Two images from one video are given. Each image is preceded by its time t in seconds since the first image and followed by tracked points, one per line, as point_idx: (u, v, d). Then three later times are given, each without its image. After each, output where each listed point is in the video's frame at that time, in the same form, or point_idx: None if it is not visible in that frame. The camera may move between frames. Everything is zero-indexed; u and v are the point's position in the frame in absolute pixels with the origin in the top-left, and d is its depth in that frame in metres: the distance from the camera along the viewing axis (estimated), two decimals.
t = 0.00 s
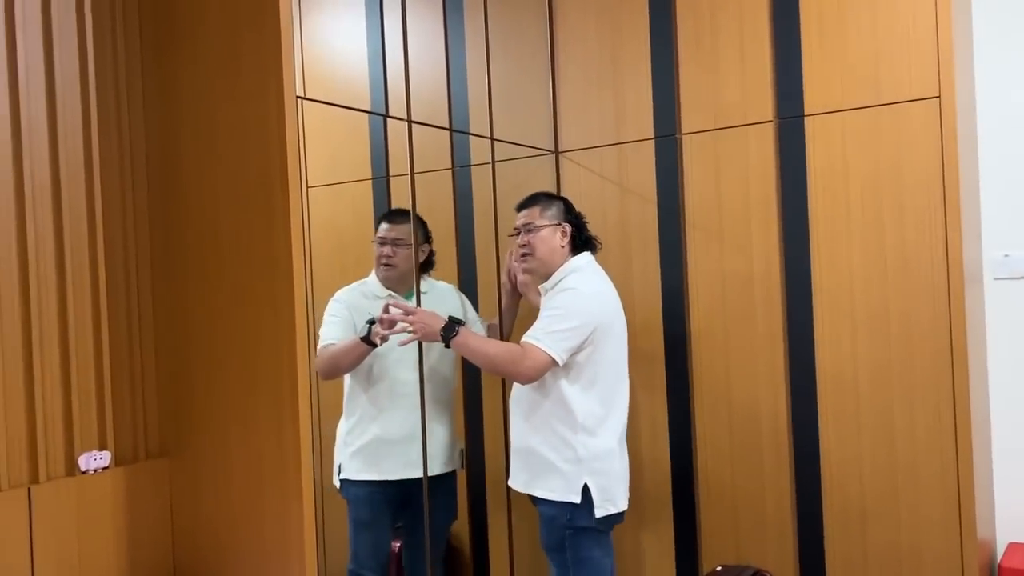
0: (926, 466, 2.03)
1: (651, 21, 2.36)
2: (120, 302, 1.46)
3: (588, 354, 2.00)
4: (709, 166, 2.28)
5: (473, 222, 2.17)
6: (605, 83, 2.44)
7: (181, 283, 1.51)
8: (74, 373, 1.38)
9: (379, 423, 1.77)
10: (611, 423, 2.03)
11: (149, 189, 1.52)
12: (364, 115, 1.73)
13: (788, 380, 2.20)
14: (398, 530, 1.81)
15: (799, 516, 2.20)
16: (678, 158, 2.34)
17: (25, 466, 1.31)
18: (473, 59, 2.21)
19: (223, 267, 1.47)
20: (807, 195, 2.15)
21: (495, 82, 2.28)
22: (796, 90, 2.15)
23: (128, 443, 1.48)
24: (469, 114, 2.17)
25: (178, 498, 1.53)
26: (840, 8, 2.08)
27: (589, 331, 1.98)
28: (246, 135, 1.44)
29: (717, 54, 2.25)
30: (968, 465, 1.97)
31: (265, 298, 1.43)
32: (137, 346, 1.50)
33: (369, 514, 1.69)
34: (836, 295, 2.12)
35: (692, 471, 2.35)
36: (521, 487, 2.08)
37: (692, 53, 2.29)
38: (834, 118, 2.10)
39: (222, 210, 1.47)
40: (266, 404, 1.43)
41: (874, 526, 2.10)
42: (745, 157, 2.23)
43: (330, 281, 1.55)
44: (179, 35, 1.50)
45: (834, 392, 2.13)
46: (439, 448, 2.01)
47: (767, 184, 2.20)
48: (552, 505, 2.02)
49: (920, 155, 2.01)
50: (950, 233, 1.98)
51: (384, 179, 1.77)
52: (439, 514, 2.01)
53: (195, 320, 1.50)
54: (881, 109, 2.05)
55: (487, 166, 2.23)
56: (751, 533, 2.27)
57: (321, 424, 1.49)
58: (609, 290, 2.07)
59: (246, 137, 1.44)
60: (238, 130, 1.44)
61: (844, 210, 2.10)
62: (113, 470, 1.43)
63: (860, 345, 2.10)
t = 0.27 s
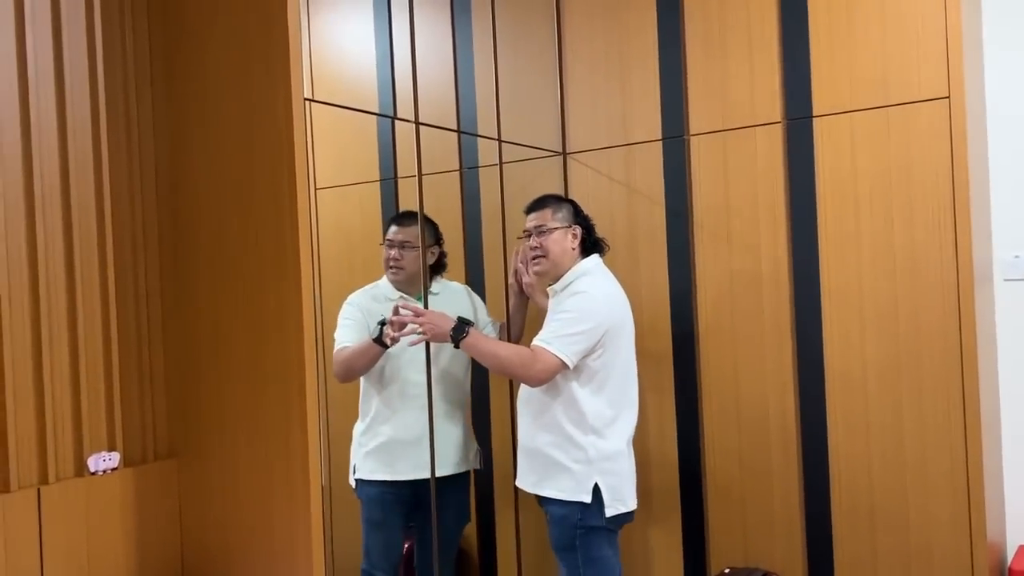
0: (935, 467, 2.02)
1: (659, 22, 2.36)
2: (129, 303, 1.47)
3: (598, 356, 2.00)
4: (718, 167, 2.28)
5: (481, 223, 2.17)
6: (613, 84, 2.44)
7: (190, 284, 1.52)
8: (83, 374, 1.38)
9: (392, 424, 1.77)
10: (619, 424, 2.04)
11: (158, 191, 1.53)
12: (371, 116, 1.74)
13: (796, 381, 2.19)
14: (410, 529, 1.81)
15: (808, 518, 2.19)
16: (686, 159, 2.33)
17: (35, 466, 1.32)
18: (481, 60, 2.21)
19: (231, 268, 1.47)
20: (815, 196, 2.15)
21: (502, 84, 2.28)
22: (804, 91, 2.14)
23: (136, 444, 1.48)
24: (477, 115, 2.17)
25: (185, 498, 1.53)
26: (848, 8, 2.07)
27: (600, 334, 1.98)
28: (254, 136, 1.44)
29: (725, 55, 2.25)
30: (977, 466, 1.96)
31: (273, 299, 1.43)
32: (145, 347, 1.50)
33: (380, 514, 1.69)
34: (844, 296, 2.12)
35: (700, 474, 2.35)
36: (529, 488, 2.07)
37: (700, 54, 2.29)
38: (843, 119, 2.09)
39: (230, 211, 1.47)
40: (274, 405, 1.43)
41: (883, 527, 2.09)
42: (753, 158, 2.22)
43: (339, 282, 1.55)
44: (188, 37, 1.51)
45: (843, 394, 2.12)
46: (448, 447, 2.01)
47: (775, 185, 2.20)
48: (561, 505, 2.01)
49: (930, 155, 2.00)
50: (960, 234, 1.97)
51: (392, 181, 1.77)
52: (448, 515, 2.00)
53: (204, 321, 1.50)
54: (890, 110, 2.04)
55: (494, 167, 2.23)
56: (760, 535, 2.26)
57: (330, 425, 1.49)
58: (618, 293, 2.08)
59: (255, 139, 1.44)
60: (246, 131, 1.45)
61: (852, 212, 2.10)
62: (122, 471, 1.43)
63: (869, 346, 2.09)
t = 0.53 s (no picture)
0: (939, 468, 2.02)
1: (662, 23, 2.36)
2: (133, 303, 1.48)
3: (602, 356, 2.01)
4: (721, 167, 2.28)
5: (485, 224, 2.18)
6: (617, 85, 2.44)
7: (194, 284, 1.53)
8: (87, 374, 1.39)
9: (397, 423, 1.77)
10: (623, 424, 2.04)
11: (162, 192, 1.53)
12: (376, 117, 1.74)
13: (800, 382, 2.19)
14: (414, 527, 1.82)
15: (811, 519, 2.19)
16: (690, 160, 2.33)
17: (39, 466, 1.33)
18: (485, 61, 2.21)
19: (234, 269, 1.48)
20: (819, 196, 2.14)
21: (506, 84, 2.29)
22: (808, 92, 2.14)
23: (141, 443, 1.49)
24: (481, 116, 2.18)
25: (190, 497, 1.54)
26: (853, 8, 2.07)
27: (604, 334, 1.99)
28: (258, 138, 1.45)
29: (729, 55, 2.25)
30: (981, 467, 1.96)
31: (277, 300, 1.43)
32: (150, 347, 1.51)
33: (384, 514, 1.69)
34: (848, 296, 2.11)
35: (704, 474, 2.35)
36: (533, 488, 2.07)
37: (704, 54, 2.29)
38: (847, 119, 2.09)
39: (235, 212, 1.48)
40: (278, 405, 1.44)
41: (887, 528, 2.08)
42: (757, 158, 2.22)
43: (343, 282, 1.55)
44: (192, 38, 1.52)
45: (847, 395, 2.12)
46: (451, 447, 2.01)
47: (779, 185, 2.20)
48: (566, 506, 2.02)
49: (934, 156, 2.00)
50: (964, 235, 1.96)
51: (396, 181, 1.78)
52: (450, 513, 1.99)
53: (208, 322, 1.51)
54: (894, 110, 2.04)
55: (498, 168, 2.24)
56: (764, 535, 2.26)
57: (333, 426, 1.49)
58: (622, 293, 2.08)
59: (258, 140, 1.45)
60: (250, 132, 1.45)
61: (856, 212, 2.09)
62: (126, 470, 1.44)
63: (873, 346, 2.09)
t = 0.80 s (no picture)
0: (941, 468, 2.02)
1: (666, 22, 2.36)
2: (137, 303, 1.48)
3: (604, 354, 2.01)
4: (724, 167, 2.28)
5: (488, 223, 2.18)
6: (620, 84, 2.45)
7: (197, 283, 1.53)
8: (90, 372, 1.40)
9: (398, 421, 1.78)
10: (625, 423, 2.05)
11: (166, 191, 1.54)
12: (379, 116, 1.74)
13: (802, 381, 2.19)
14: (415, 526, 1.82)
15: (813, 519, 2.19)
16: (692, 159, 2.33)
17: (43, 463, 1.34)
18: (489, 60, 2.21)
19: (237, 268, 1.48)
20: (822, 196, 2.14)
21: (510, 83, 2.29)
22: (811, 91, 2.14)
23: (144, 440, 1.49)
24: (484, 115, 2.18)
25: (192, 495, 1.54)
26: (856, 8, 2.07)
27: (606, 332, 1.99)
28: (262, 138, 1.45)
29: (732, 55, 2.25)
30: (983, 468, 1.96)
31: (280, 300, 1.44)
32: (152, 345, 1.51)
33: (385, 512, 1.70)
34: (850, 296, 2.11)
35: (705, 473, 2.35)
36: (535, 487, 2.08)
37: (707, 53, 2.29)
38: (850, 119, 2.09)
39: (238, 211, 1.48)
40: (280, 404, 1.44)
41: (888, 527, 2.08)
42: (760, 158, 2.22)
43: (345, 281, 1.55)
44: (195, 36, 1.52)
45: (849, 396, 2.12)
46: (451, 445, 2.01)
47: (781, 185, 2.20)
48: (568, 505, 2.02)
49: (936, 156, 2.00)
50: (967, 234, 1.96)
51: (399, 180, 1.78)
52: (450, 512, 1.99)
53: (211, 320, 1.51)
54: (897, 110, 2.04)
55: (501, 167, 2.24)
56: (765, 535, 2.26)
57: (336, 425, 1.50)
58: (624, 292, 2.08)
59: (261, 139, 1.45)
60: (253, 131, 1.46)
61: (859, 213, 2.09)
62: (129, 467, 1.45)
63: (875, 346, 2.09)
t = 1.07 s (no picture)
0: (944, 470, 2.01)
1: (670, 21, 2.36)
2: (141, 300, 1.49)
3: (604, 351, 2.01)
4: (728, 166, 2.28)
5: (492, 221, 2.18)
6: (624, 83, 2.44)
7: (201, 279, 1.53)
8: (95, 369, 1.40)
9: (400, 417, 1.78)
10: (625, 421, 2.05)
11: (170, 188, 1.54)
12: (383, 114, 1.74)
13: (805, 381, 2.19)
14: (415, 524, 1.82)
15: (816, 520, 2.19)
16: (697, 158, 2.33)
17: (47, 459, 1.34)
18: (493, 59, 2.21)
19: (241, 266, 1.48)
20: (826, 196, 2.14)
21: (514, 82, 2.29)
22: (816, 91, 2.14)
23: (147, 437, 1.50)
24: (488, 113, 2.18)
25: (196, 493, 1.55)
26: (861, 8, 2.07)
27: (606, 329, 1.99)
28: (266, 135, 1.45)
29: (737, 55, 2.24)
30: (986, 470, 1.96)
31: (284, 298, 1.44)
32: (156, 342, 1.51)
33: (386, 509, 1.70)
34: (854, 296, 2.11)
35: (708, 473, 2.35)
36: (534, 484, 2.08)
37: (712, 52, 2.29)
38: (854, 119, 2.09)
39: (242, 209, 1.48)
40: (283, 402, 1.44)
41: (891, 527, 2.08)
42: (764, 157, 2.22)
43: (348, 280, 1.55)
44: (201, 34, 1.52)
45: (852, 396, 2.12)
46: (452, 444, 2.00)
47: (786, 184, 2.19)
48: (568, 503, 2.02)
49: (941, 156, 1.99)
50: (971, 234, 1.96)
51: (403, 178, 1.78)
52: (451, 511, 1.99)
53: (215, 317, 1.51)
54: (902, 110, 2.03)
55: (505, 165, 2.24)
56: (768, 535, 2.26)
57: (339, 423, 1.50)
58: (626, 289, 2.08)
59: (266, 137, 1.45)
60: (258, 129, 1.46)
61: (864, 213, 2.09)
62: (133, 463, 1.45)
63: (878, 346, 2.08)
